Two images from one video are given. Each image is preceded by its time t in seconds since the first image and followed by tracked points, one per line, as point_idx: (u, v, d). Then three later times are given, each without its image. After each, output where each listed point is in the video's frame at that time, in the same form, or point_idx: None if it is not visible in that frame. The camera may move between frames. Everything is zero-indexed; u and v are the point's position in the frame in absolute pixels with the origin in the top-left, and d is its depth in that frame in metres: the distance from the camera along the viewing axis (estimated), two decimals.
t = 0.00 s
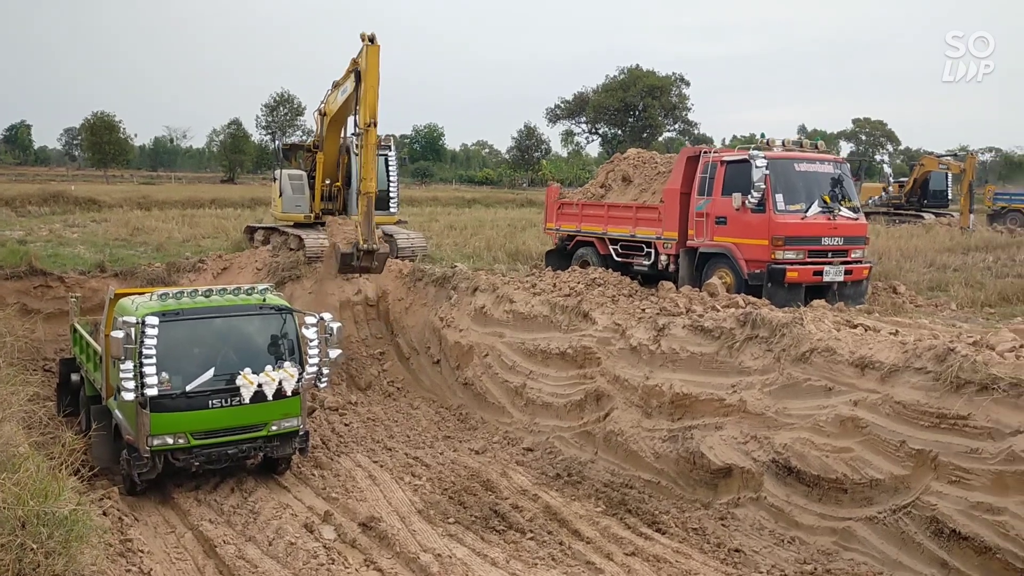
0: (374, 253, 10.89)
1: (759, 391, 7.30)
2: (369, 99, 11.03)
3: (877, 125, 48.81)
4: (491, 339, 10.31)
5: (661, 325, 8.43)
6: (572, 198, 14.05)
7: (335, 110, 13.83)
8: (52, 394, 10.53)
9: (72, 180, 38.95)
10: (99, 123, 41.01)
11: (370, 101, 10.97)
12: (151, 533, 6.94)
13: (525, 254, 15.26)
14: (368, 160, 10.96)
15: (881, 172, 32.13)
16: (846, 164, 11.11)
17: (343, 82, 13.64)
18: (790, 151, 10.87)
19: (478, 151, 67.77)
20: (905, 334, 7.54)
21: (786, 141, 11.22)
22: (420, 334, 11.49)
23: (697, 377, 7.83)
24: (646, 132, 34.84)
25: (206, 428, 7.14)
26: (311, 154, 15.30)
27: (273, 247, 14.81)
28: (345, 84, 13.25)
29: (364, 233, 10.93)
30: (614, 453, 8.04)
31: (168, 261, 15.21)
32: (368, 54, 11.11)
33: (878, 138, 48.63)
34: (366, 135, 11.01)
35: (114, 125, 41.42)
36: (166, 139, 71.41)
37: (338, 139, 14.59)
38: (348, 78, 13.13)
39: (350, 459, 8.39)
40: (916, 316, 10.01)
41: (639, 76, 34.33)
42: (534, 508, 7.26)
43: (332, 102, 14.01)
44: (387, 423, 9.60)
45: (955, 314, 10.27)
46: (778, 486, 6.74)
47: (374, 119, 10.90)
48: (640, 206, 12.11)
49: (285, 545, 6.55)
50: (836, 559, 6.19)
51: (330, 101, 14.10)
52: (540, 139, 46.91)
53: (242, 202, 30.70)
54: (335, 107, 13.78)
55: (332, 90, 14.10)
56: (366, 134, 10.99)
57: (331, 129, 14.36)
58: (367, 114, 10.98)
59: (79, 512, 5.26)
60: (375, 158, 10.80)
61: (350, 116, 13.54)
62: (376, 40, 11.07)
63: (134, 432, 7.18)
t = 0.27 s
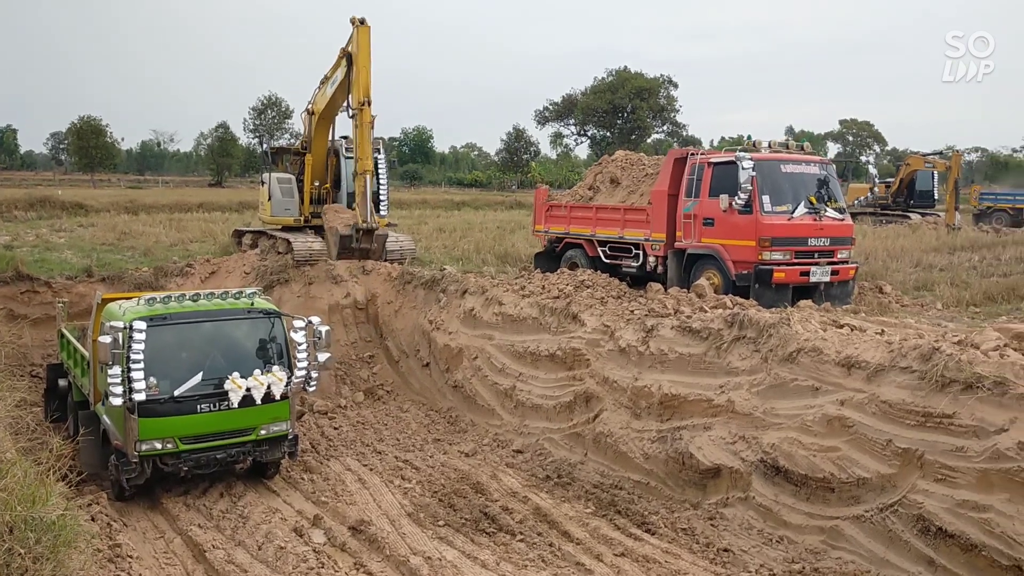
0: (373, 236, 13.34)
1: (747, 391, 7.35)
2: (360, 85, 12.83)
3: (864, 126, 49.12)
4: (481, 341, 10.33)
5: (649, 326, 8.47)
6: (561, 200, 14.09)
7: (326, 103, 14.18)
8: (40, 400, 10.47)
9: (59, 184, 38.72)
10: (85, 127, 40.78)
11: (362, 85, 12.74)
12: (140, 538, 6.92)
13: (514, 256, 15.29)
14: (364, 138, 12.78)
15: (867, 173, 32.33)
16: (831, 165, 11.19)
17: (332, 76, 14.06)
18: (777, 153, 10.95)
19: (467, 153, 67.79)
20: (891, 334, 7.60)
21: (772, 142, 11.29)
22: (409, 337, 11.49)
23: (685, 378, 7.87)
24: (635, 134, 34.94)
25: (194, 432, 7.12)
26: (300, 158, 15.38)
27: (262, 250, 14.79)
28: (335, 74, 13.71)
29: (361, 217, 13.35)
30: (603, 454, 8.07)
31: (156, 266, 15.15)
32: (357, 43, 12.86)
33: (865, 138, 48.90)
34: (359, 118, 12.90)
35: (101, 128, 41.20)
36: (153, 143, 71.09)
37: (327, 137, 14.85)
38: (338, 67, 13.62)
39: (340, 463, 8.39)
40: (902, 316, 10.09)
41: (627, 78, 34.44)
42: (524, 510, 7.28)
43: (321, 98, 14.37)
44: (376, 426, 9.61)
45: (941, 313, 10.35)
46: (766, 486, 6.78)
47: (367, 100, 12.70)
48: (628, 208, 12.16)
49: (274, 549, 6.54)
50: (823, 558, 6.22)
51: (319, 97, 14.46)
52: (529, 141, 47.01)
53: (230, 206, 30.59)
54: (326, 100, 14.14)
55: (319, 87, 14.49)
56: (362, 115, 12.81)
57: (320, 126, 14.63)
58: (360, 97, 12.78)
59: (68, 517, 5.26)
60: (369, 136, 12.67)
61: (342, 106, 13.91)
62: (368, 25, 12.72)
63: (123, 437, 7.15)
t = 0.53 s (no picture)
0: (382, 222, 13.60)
1: (740, 393, 7.36)
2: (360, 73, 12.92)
3: (855, 128, 49.33)
4: (474, 345, 10.33)
5: (643, 329, 8.49)
6: (553, 204, 14.11)
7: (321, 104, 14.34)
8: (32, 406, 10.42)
9: (50, 190, 38.59)
10: (77, 132, 40.64)
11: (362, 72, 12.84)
12: (134, 544, 6.89)
13: (507, 260, 15.29)
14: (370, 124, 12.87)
15: (859, 175, 32.47)
16: (823, 167, 11.24)
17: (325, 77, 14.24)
18: (768, 155, 11.00)
19: (460, 156, 67.85)
20: (883, 335, 7.63)
21: (764, 145, 11.34)
22: (402, 341, 11.48)
23: (679, 380, 7.88)
24: (627, 137, 35.01)
25: (187, 437, 7.10)
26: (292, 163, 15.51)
27: (254, 255, 14.76)
28: (331, 73, 13.89)
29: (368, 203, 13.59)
30: (598, 457, 8.08)
31: (148, 271, 15.10)
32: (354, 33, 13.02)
33: (856, 140, 49.11)
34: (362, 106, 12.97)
35: (92, 133, 41.06)
36: (145, 147, 70.91)
37: (321, 139, 14.98)
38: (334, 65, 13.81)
39: (334, 467, 8.37)
40: (894, 317, 10.14)
41: (619, 81, 34.52)
42: (518, 513, 7.28)
43: (315, 100, 14.53)
44: (370, 430, 9.60)
45: (932, 314, 10.41)
46: (760, 487, 6.79)
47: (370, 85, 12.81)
48: (621, 210, 12.19)
49: (269, 554, 6.52)
50: (817, 559, 6.23)
51: (313, 98, 14.62)
52: (521, 144, 47.08)
53: (222, 210, 30.53)
54: (321, 101, 14.29)
55: (311, 90, 14.66)
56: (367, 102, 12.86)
57: (314, 128, 14.77)
58: (361, 83, 12.87)
59: (62, 523, 5.26)
60: (375, 122, 12.80)
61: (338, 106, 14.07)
62: (367, 17, 12.95)
63: (116, 442, 7.13)
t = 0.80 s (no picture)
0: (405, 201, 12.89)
1: (736, 396, 7.38)
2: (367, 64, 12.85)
3: (850, 131, 49.46)
4: (471, 348, 10.33)
5: (639, 332, 8.50)
6: (549, 207, 14.12)
7: (320, 105, 14.34)
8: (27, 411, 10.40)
9: (45, 195, 38.52)
10: (72, 137, 40.57)
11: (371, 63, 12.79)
12: (131, 549, 6.88)
13: (502, 263, 15.31)
14: (382, 109, 12.63)
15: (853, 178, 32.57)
16: (818, 170, 11.27)
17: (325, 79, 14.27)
18: (763, 158, 11.02)
19: (455, 160, 67.89)
20: (878, 337, 7.66)
21: (759, 148, 11.36)
22: (399, 345, 11.48)
23: (675, 383, 7.90)
24: (623, 140, 35.05)
25: (184, 442, 7.09)
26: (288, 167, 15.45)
27: (250, 259, 14.76)
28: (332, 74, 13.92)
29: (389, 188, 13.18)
30: (594, 460, 8.08)
31: (144, 275, 15.08)
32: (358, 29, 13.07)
33: (850, 143, 49.25)
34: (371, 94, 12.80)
35: (87, 138, 41.00)
36: (139, 152, 70.80)
37: (319, 142, 14.97)
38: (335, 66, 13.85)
39: (330, 472, 8.37)
40: (889, 319, 10.17)
41: (614, 84, 34.56)
42: (515, 517, 7.28)
43: (314, 104, 14.55)
44: (367, 435, 9.60)
45: (927, 317, 10.44)
46: (756, 490, 6.80)
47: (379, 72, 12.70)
48: (616, 214, 12.21)
49: (265, 559, 6.52)
50: (814, 561, 6.25)
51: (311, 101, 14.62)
52: (517, 147, 47.14)
53: (217, 214, 30.51)
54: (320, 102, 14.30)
55: (309, 92, 14.68)
56: (377, 88, 12.69)
57: (313, 130, 14.76)
58: (370, 72, 12.77)
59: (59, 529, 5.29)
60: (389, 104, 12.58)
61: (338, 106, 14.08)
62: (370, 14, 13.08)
63: (112, 448, 7.11)
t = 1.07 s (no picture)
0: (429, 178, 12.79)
1: (730, 398, 7.39)
2: (376, 57, 12.91)
3: (842, 133, 49.60)
4: (465, 351, 10.32)
5: (632, 334, 8.51)
6: (542, 210, 14.13)
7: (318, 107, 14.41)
8: (19, 416, 10.35)
9: (37, 199, 38.38)
10: (64, 141, 40.41)
11: (378, 55, 12.86)
12: (124, 554, 6.85)
13: (496, 266, 15.31)
14: (396, 96, 12.67)
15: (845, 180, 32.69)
16: (810, 172, 11.31)
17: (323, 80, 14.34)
18: (756, 161, 11.05)
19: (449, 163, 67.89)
20: (871, 339, 7.68)
21: (752, 150, 11.39)
22: (392, 348, 11.46)
23: (669, 386, 7.90)
24: (616, 143, 35.08)
25: (177, 446, 7.06)
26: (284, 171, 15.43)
27: (243, 263, 14.73)
28: (332, 74, 14.00)
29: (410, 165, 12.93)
30: (588, 462, 8.08)
31: (136, 279, 15.03)
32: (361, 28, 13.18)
33: (843, 145, 49.42)
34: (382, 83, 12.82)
35: (80, 142, 40.86)
36: (132, 156, 70.64)
37: (315, 144, 15.03)
38: (336, 67, 13.93)
39: (324, 475, 8.35)
40: (882, 321, 10.20)
41: (608, 87, 34.59)
42: (509, 520, 7.27)
43: (311, 106, 14.59)
44: (360, 438, 9.58)
45: (920, 318, 10.47)
46: (750, 492, 6.81)
47: (389, 62, 12.78)
48: (610, 216, 12.22)
49: (259, 563, 6.50)
50: (808, 563, 6.25)
51: (308, 103, 14.67)
52: (510, 150, 47.16)
53: (210, 218, 30.44)
54: (319, 103, 14.36)
55: (305, 94, 14.72)
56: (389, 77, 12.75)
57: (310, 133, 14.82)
58: (380, 62, 12.83)
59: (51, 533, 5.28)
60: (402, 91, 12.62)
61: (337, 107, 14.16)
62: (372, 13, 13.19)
63: (105, 452, 7.08)
